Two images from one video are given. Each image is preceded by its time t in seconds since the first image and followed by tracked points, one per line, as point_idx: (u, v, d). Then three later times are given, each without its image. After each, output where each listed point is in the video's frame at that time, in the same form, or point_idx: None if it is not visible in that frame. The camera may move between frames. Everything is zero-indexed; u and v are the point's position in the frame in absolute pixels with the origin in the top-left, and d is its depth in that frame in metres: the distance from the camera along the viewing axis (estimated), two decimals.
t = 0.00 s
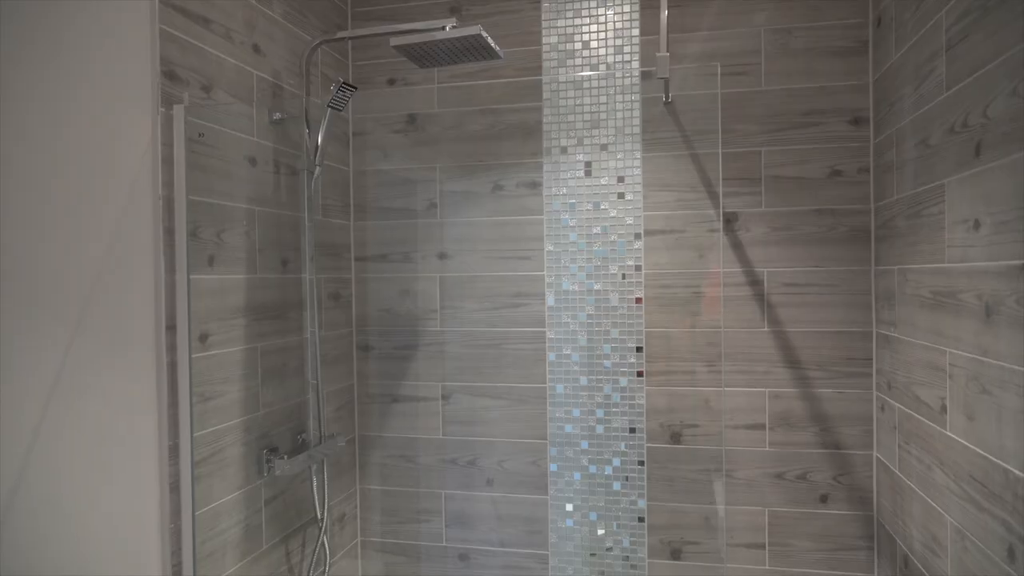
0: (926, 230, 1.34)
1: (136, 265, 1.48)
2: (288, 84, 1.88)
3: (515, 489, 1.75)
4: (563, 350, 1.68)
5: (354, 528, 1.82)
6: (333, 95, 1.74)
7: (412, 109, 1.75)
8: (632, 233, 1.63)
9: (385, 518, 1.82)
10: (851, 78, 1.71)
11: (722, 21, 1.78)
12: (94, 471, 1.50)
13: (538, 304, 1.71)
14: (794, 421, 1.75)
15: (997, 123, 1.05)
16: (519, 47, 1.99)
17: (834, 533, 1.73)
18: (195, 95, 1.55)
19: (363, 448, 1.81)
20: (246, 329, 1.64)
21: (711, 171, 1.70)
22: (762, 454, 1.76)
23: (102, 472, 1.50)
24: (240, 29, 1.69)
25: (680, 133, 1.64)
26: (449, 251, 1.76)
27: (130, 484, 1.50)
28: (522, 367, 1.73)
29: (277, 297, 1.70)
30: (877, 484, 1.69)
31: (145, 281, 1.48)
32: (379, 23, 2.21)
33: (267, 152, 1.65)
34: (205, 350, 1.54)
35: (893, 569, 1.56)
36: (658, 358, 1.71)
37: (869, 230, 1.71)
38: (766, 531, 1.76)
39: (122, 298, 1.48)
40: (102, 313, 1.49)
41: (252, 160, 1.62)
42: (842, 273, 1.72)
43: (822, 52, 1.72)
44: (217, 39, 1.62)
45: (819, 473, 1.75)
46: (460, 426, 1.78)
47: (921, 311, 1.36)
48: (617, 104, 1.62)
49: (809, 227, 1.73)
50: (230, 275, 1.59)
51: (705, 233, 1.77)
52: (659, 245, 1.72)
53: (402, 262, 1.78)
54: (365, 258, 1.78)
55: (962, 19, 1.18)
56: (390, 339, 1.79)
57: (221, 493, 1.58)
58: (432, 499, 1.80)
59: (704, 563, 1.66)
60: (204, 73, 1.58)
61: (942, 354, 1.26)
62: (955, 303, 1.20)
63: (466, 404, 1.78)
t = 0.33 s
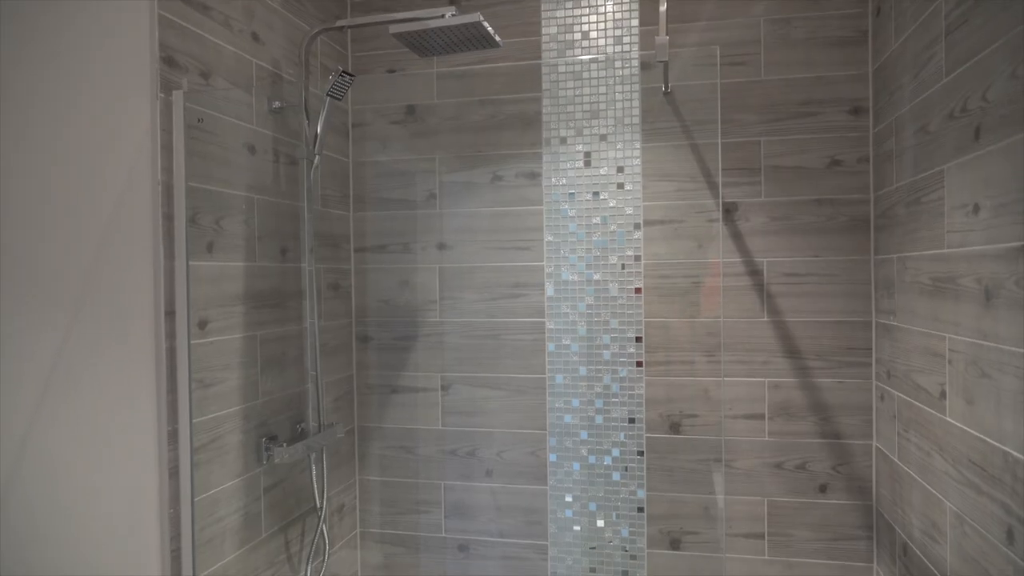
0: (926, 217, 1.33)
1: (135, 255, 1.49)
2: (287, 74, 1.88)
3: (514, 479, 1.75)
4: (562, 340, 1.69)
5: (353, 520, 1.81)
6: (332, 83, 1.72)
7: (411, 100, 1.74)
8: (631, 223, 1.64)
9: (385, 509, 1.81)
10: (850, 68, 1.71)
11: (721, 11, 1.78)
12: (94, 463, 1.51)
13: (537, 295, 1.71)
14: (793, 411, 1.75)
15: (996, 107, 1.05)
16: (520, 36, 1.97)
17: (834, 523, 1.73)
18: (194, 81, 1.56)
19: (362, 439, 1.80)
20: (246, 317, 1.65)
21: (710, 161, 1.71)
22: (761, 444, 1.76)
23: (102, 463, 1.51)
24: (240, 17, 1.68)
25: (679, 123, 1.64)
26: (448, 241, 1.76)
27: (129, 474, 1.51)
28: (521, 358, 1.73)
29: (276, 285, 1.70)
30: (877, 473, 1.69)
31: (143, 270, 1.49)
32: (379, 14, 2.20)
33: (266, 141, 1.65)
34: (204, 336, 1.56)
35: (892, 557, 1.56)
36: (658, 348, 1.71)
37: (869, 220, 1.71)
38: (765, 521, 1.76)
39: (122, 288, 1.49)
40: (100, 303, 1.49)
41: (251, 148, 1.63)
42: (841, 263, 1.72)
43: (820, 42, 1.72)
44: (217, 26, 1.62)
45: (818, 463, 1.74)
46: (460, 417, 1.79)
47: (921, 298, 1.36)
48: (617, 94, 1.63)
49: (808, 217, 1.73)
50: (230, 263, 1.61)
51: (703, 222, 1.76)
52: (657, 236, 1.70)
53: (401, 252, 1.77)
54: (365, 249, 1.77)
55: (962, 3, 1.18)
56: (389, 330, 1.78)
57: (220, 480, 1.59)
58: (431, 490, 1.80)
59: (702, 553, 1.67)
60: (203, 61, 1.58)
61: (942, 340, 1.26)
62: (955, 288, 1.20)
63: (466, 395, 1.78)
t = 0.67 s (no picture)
0: (924, 199, 1.34)
1: (133, 229, 1.39)
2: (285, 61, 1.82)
3: (512, 467, 1.79)
4: (561, 327, 1.69)
5: (351, 507, 1.85)
6: (329, 69, 1.71)
7: (410, 88, 1.77)
8: (630, 210, 1.64)
9: (382, 497, 1.86)
10: (848, 55, 1.71)
11: None
12: (92, 455, 1.41)
13: (536, 282, 1.73)
14: (791, 397, 1.75)
15: (994, 85, 1.05)
16: (518, 23, 1.96)
17: (833, 509, 1.73)
18: (192, 65, 1.49)
19: (361, 427, 1.85)
20: (245, 302, 1.58)
21: (709, 148, 1.71)
22: (760, 431, 1.77)
23: (100, 454, 1.41)
24: None
25: (678, 110, 1.65)
26: (446, 229, 1.79)
27: (127, 464, 1.41)
28: (519, 345, 1.77)
29: (274, 270, 1.65)
30: (875, 459, 1.69)
31: (141, 246, 1.39)
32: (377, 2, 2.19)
33: (264, 126, 1.60)
34: (201, 318, 1.46)
35: (890, 542, 1.56)
36: (656, 335, 1.72)
37: (867, 206, 1.71)
38: (763, 507, 1.76)
39: (119, 267, 1.39)
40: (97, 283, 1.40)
41: (249, 133, 1.57)
42: (838, 250, 1.72)
43: (818, 29, 1.72)
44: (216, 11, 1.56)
45: (816, 449, 1.75)
46: (459, 404, 1.83)
47: (919, 281, 1.36)
48: (616, 82, 1.62)
49: (807, 204, 1.74)
50: (229, 245, 1.53)
51: (700, 209, 1.74)
52: (656, 223, 1.71)
53: (400, 241, 1.81)
54: (363, 236, 1.82)
55: None
56: (388, 319, 1.83)
57: (217, 463, 1.50)
58: (429, 478, 1.84)
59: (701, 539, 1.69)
60: (201, 44, 1.51)
61: (941, 321, 1.26)
62: (953, 269, 1.20)
63: (465, 382, 1.82)
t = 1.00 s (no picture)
0: (922, 176, 1.34)
1: (132, 216, 1.51)
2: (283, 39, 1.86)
3: (511, 450, 1.77)
4: (559, 311, 1.68)
5: (349, 491, 1.81)
6: (327, 48, 1.69)
7: (408, 71, 1.74)
8: (628, 192, 1.63)
9: (380, 480, 1.81)
10: (845, 36, 1.72)
11: None
12: (99, 429, 1.53)
13: (535, 266, 1.71)
14: (789, 378, 1.75)
15: (993, 55, 1.05)
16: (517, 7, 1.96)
17: (831, 490, 1.74)
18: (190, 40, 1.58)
19: (359, 410, 1.79)
20: (241, 279, 1.66)
21: (708, 130, 1.73)
22: (757, 413, 1.77)
23: (102, 428, 1.53)
24: None
25: (675, 92, 1.66)
26: (445, 212, 1.75)
27: (126, 447, 1.53)
28: (517, 327, 1.74)
29: (272, 250, 1.70)
30: (873, 440, 1.69)
31: (139, 230, 1.51)
32: None
33: (262, 105, 1.66)
34: (200, 295, 1.58)
35: (888, 521, 1.56)
36: (653, 318, 1.69)
37: (865, 187, 1.71)
38: (761, 489, 1.77)
39: (120, 250, 1.51)
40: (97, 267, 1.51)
41: (247, 111, 1.64)
42: (838, 231, 1.72)
43: (816, 11, 1.73)
44: None
45: (814, 430, 1.75)
46: (457, 387, 1.80)
47: (916, 257, 1.36)
48: (613, 64, 1.61)
49: (806, 185, 1.74)
50: (225, 223, 1.62)
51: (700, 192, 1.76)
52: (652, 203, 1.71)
53: (398, 224, 1.76)
54: (361, 220, 1.75)
55: None
56: (386, 302, 1.77)
57: (215, 441, 1.61)
58: (427, 461, 1.81)
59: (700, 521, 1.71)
60: (200, 19, 1.60)
61: (938, 296, 1.26)
62: (950, 243, 1.20)
63: (463, 365, 1.79)
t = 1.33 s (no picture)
0: (920, 153, 1.34)
1: (130, 197, 1.46)
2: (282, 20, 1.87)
3: (509, 433, 1.77)
4: (558, 294, 1.69)
5: (348, 475, 1.82)
6: (326, 30, 1.68)
7: (407, 56, 1.77)
8: (626, 175, 1.64)
9: (379, 465, 1.83)
10: (843, 19, 1.73)
11: None
12: (96, 420, 1.47)
13: (535, 249, 1.71)
14: (788, 360, 1.76)
15: (991, 27, 1.05)
16: None
17: (830, 472, 1.74)
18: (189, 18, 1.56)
19: (358, 395, 1.81)
20: (240, 260, 1.60)
21: (705, 112, 1.72)
22: (756, 395, 1.78)
23: (98, 415, 1.47)
24: None
25: (674, 75, 1.69)
26: (444, 197, 1.76)
27: (127, 443, 1.48)
28: (517, 311, 1.74)
29: (270, 231, 1.66)
30: (871, 421, 1.70)
31: (137, 210, 1.46)
32: None
33: (262, 86, 1.62)
34: (198, 274, 1.53)
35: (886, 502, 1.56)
36: (652, 301, 1.70)
37: (864, 169, 1.71)
38: (760, 471, 1.77)
39: (115, 232, 1.46)
40: (91, 250, 1.46)
41: (246, 91, 1.60)
42: (837, 213, 1.72)
43: None
44: None
45: (813, 413, 1.75)
46: (456, 370, 1.80)
47: (915, 234, 1.36)
48: (612, 47, 1.62)
49: (804, 167, 1.74)
50: (224, 202, 1.57)
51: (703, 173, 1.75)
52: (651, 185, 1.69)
53: (397, 210, 1.78)
54: (360, 205, 1.78)
55: None
56: (385, 287, 1.79)
57: (214, 419, 1.56)
58: (426, 446, 1.82)
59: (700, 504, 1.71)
60: None
61: (937, 273, 1.26)
62: (949, 219, 1.20)
63: (462, 349, 1.80)
